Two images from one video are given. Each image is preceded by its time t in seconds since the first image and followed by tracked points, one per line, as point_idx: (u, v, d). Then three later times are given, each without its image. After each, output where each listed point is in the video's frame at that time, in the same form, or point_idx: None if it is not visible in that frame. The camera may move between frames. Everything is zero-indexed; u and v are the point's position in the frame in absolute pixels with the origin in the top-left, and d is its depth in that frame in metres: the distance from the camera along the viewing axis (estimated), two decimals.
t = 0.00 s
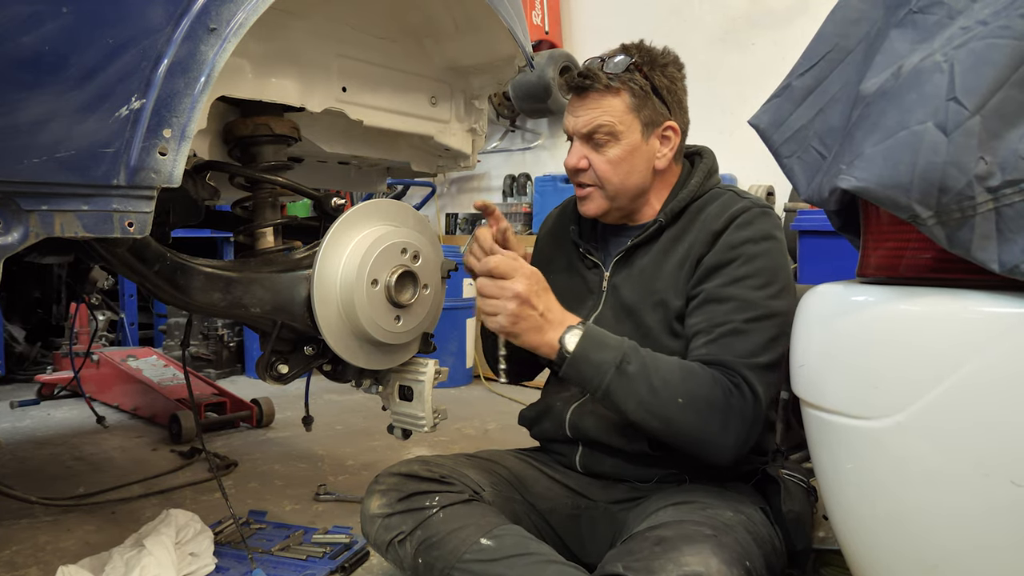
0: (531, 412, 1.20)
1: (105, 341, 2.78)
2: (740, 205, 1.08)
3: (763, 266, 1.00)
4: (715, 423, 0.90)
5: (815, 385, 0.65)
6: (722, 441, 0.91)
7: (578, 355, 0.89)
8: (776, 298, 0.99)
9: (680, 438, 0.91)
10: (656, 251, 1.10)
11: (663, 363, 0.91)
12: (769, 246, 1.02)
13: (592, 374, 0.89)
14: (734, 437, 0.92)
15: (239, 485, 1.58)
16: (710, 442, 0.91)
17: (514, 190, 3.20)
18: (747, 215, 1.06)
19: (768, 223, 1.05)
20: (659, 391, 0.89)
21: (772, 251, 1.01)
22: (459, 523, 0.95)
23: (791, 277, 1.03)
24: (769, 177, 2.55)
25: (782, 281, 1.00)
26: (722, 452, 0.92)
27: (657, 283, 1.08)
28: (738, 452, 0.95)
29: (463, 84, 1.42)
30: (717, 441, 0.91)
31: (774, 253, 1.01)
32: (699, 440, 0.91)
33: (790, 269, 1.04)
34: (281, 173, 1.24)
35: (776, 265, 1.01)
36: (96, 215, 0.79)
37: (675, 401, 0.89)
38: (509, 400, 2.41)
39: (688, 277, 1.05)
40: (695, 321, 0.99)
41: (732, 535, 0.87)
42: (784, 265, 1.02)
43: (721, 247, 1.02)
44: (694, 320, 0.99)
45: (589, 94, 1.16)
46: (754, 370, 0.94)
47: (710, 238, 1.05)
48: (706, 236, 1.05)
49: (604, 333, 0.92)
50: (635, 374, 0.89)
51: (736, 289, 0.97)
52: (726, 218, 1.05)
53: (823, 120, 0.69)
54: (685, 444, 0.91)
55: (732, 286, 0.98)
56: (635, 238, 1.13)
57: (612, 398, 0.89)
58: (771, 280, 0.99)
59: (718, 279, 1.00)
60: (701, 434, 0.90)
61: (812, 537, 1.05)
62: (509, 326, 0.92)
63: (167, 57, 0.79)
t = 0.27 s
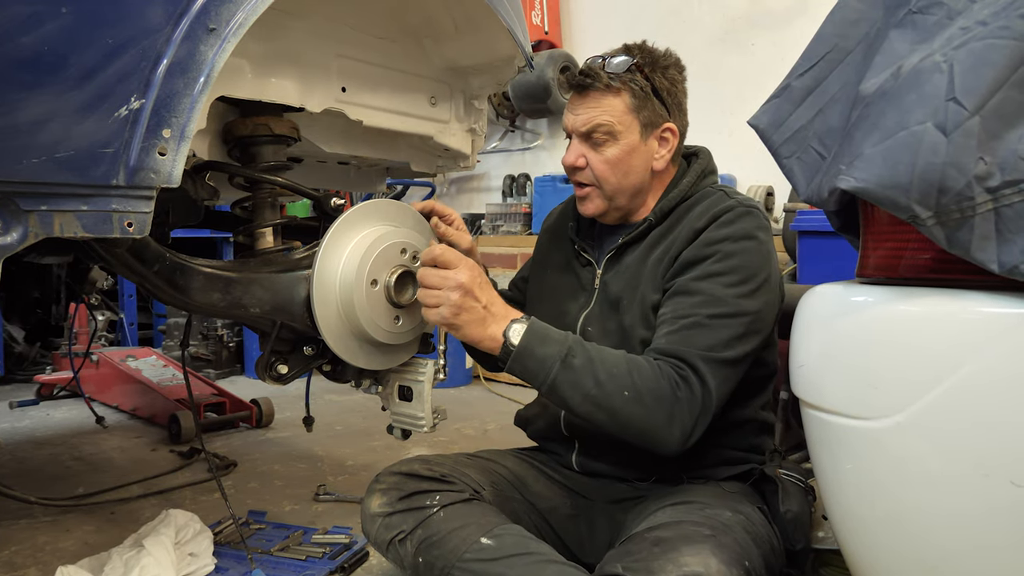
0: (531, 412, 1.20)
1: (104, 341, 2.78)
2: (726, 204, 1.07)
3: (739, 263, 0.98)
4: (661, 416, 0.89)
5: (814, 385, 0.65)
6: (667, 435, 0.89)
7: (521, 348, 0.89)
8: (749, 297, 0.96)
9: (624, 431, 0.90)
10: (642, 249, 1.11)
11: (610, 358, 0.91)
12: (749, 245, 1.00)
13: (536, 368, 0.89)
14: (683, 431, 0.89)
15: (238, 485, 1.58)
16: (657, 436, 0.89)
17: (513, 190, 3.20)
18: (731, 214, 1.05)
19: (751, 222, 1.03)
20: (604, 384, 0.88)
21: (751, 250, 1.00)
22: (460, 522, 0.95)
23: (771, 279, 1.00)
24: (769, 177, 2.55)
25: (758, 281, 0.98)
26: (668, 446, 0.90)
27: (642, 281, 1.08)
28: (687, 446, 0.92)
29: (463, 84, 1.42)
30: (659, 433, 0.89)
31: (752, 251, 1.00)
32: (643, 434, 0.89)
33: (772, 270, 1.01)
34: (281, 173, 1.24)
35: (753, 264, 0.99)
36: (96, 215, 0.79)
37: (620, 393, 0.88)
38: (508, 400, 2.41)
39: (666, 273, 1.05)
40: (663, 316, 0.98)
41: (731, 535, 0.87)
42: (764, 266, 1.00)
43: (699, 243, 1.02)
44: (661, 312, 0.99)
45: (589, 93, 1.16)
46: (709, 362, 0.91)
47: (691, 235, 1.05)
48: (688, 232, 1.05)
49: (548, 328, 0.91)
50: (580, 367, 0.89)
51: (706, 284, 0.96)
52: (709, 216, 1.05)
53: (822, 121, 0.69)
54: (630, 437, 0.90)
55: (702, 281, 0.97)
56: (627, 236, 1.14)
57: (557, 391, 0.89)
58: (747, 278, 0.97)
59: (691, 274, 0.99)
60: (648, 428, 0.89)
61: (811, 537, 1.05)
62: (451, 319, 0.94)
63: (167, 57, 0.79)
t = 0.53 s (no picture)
0: (530, 412, 1.20)
1: (104, 342, 2.78)
2: (718, 200, 1.07)
3: (732, 259, 0.98)
4: (661, 412, 0.88)
5: (814, 386, 0.65)
6: (667, 432, 0.89)
7: (522, 343, 0.89)
8: (744, 291, 0.96)
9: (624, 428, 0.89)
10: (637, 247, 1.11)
11: (611, 352, 0.90)
12: (742, 240, 1.00)
13: (537, 364, 0.88)
14: (682, 427, 0.89)
15: (237, 485, 1.58)
16: (657, 433, 0.89)
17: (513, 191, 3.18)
18: (723, 209, 1.05)
19: (744, 217, 1.04)
20: (604, 379, 0.88)
21: (744, 245, 1.00)
22: (458, 525, 0.95)
23: (765, 273, 1.00)
24: (768, 178, 2.55)
25: (752, 276, 0.98)
26: (669, 443, 0.89)
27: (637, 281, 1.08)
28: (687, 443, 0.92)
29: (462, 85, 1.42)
30: (659, 430, 0.89)
31: (745, 246, 1.00)
32: (643, 430, 0.89)
33: (766, 263, 1.01)
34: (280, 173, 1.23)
35: (747, 259, 0.99)
36: (95, 215, 0.79)
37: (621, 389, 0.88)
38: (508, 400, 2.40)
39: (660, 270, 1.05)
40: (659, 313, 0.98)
41: (731, 536, 0.87)
42: (757, 261, 1.00)
43: (692, 239, 1.02)
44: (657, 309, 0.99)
45: (578, 95, 1.16)
46: (707, 357, 0.91)
47: (684, 232, 1.05)
48: (682, 230, 1.05)
49: (549, 322, 0.91)
50: (581, 362, 0.88)
51: (700, 280, 0.96)
52: (702, 213, 1.05)
53: (822, 121, 0.69)
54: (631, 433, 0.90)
55: (697, 278, 0.97)
56: (621, 236, 1.14)
57: (557, 388, 0.88)
58: (741, 273, 0.97)
59: (685, 271, 0.99)
60: (648, 423, 0.88)
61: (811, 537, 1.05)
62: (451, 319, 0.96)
63: (166, 57, 0.79)
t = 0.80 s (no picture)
0: (530, 412, 1.20)
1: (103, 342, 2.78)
2: (706, 171, 1.10)
3: (726, 218, 1.00)
4: (678, 358, 0.87)
5: (813, 386, 0.65)
6: (686, 378, 0.88)
7: (537, 294, 0.90)
8: (743, 248, 0.98)
9: (645, 375, 0.88)
10: (637, 223, 1.12)
11: (625, 299, 0.90)
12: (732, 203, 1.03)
13: (554, 311, 0.90)
14: (700, 375, 0.88)
15: (237, 486, 1.58)
16: (675, 381, 0.88)
17: (514, 193, 3.16)
18: (712, 178, 1.08)
19: (733, 183, 1.07)
20: (621, 324, 0.87)
21: (735, 207, 1.02)
22: (458, 523, 0.95)
23: (761, 235, 1.01)
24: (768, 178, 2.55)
25: (749, 234, 1.00)
26: (688, 392, 0.88)
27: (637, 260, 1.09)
28: (705, 395, 0.91)
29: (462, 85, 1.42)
30: (678, 378, 0.88)
31: (738, 208, 1.02)
32: (664, 378, 0.88)
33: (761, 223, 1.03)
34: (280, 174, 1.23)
35: (740, 219, 1.01)
36: (95, 215, 0.79)
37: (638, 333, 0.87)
38: (508, 401, 2.40)
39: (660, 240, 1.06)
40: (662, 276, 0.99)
41: (731, 536, 0.87)
42: (752, 222, 1.02)
43: (686, 205, 1.05)
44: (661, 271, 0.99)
45: (573, 96, 1.16)
46: (721, 306, 0.91)
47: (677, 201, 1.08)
48: (675, 200, 1.08)
49: (565, 273, 0.93)
50: (597, 308, 0.89)
51: (698, 239, 0.98)
52: (692, 181, 1.08)
53: (821, 121, 0.69)
54: (651, 381, 0.88)
55: (694, 238, 0.99)
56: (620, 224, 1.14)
57: (575, 333, 0.89)
58: (736, 232, 0.99)
59: (682, 233, 1.01)
60: (666, 369, 0.87)
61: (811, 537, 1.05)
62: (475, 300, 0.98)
63: (166, 58, 0.79)
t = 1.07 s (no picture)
0: (529, 413, 1.20)
1: (103, 342, 2.78)
2: (694, 182, 1.09)
3: (711, 235, 0.99)
4: (653, 385, 0.88)
5: (813, 387, 0.65)
6: (662, 401, 0.88)
7: (502, 341, 0.89)
8: (727, 265, 0.97)
9: (619, 408, 0.89)
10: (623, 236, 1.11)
11: (591, 338, 0.90)
12: (720, 218, 1.01)
13: (521, 359, 0.88)
14: (677, 397, 0.89)
15: (237, 486, 1.58)
16: (652, 407, 0.88)
17: (512, 191, 3.20)
18: (701, 190, 1.06)
19: (722, 196, 1.05)
20: (590, 359, 0.88)
21: (721, 222, 1.01)
22: (459, 522, 0.95)
23: (747, 249, 1.01)
24: (767, 179, 2.55)
25: (734, 250, 0.99)
26: (668, 414, 0.89)
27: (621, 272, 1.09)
28: (683, 412, 0.91)
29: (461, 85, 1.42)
30: (654, 399, 0.88)
31: (724, 225, 1.01)
32: (638, 404, 0.88)
33: (747, 237, 1.02)
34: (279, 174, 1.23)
35: (725, 234, 1.00)
36: (95, 215, 0.79)
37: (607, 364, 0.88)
38: (507, 401, 2.40)
39: (644, 255, 1.05)
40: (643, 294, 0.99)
41: (730, 536, 0.87)
42: (738, 237, 1.01)
43: (671, 220, 1.03)
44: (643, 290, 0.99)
45: (563, 93, 1.16)
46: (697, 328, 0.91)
47: (664, 214, 1.06)
48: (662, 213, 1.06)
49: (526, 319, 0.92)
50: (564, 349, 0.89)
51: (682, 257, 0.97)
52: (681, 195, 1.06)
53: (821, 121, 0.69)
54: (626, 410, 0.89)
55: (677, 256, 0.98)
56: (609, 230, 1.13)
57: (545, 376, 0.88)
58: (721, 248, 0.98)
59: (667, 250, 1.00)
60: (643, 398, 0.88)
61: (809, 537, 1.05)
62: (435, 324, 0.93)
63: (165, 58, 0.79)
